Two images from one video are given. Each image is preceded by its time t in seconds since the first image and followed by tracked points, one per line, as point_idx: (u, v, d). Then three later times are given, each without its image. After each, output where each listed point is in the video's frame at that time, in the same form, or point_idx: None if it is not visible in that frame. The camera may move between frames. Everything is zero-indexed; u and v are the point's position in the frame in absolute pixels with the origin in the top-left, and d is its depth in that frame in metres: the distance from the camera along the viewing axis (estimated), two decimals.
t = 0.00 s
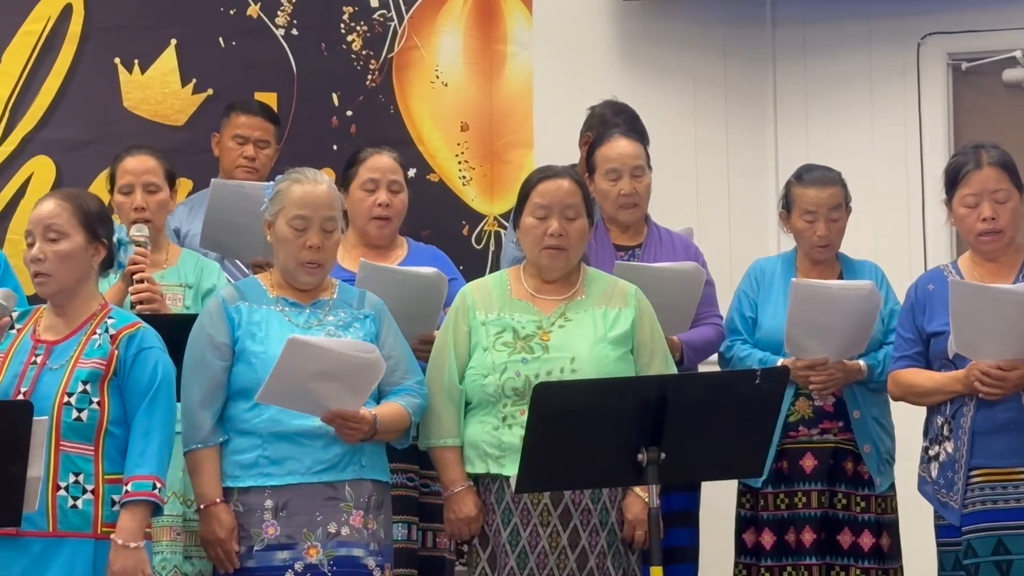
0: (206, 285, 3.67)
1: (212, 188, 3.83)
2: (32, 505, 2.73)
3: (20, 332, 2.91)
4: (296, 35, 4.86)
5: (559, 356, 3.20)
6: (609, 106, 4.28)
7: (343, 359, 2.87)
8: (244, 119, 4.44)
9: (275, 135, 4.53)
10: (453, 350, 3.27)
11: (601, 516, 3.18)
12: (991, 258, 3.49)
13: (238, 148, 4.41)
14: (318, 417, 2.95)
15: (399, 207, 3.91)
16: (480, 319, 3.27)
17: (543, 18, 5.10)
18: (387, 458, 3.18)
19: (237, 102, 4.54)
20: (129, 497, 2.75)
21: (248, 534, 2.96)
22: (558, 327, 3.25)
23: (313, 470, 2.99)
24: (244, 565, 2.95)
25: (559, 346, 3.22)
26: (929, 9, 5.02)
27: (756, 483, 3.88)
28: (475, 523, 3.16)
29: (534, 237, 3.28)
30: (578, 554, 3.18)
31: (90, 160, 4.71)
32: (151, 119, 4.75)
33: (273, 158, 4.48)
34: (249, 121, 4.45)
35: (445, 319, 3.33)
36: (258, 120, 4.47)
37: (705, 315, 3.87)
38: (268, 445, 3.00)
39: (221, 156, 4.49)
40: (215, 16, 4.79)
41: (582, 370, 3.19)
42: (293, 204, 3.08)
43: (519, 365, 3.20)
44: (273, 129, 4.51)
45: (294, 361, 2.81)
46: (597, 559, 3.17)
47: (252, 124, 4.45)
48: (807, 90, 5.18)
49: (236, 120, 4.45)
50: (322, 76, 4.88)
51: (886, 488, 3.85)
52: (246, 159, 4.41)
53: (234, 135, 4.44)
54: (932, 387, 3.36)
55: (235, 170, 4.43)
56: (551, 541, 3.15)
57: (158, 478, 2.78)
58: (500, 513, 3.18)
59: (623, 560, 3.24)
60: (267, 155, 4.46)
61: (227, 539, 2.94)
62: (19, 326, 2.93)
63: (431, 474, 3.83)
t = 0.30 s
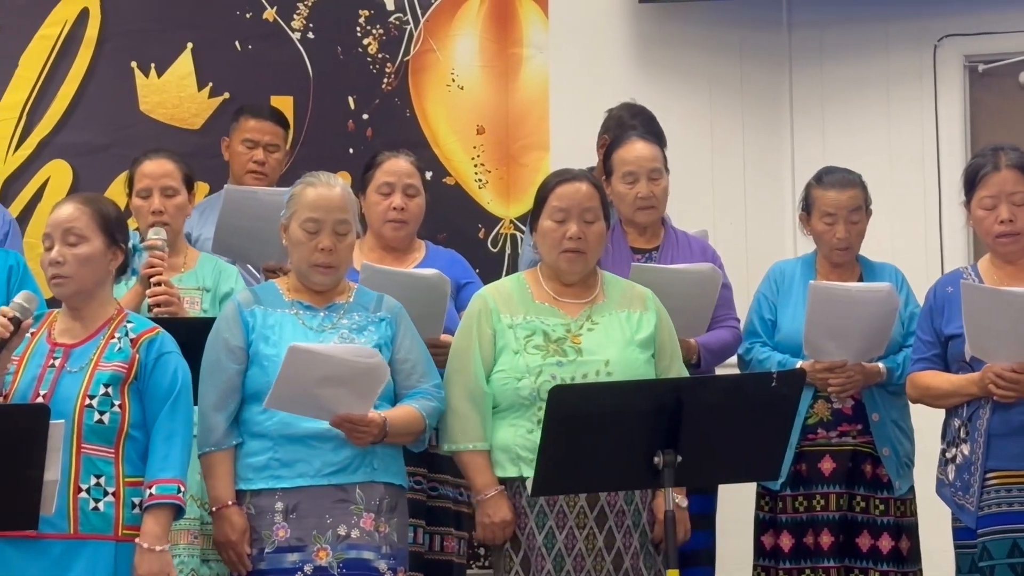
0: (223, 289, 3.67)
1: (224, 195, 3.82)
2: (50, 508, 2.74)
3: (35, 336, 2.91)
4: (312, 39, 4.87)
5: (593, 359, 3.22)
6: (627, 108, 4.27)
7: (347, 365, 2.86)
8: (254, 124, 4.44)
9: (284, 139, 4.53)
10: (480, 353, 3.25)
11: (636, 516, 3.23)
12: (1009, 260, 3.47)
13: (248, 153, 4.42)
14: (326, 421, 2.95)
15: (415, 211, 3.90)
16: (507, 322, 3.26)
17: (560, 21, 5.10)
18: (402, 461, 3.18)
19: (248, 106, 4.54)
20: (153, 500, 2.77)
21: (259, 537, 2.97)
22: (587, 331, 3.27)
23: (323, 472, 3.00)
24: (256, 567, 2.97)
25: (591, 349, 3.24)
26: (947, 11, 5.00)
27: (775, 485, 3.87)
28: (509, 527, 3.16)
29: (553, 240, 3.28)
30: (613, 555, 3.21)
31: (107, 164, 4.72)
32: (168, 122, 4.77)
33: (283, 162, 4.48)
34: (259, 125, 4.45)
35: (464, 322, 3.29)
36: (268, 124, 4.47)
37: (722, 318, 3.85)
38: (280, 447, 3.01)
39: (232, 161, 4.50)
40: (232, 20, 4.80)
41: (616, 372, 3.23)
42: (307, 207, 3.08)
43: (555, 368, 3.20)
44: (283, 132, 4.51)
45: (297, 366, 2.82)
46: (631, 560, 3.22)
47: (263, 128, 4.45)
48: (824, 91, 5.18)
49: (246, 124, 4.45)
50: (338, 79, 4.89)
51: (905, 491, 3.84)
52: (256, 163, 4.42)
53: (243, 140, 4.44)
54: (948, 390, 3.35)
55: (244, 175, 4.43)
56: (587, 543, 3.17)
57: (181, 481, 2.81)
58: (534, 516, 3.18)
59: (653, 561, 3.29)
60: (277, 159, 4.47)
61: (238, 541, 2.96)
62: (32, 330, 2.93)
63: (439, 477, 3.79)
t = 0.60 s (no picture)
0: (241, 292, 3.69)
1: (237, 202, 3.80)
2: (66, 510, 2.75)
3: (45, 338, 2.92)
4: (327, 42, 4.87)
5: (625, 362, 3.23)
6: (637, 111, 4.27)
7: (346, 370, 2.83)
8: (263, 127, 4.45)
9: (293, 141, 4.53)
10: (508, 356, 3.22)
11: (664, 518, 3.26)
12: None
13: (256, 156, 4.42)
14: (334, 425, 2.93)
15: (428, 214, 3.90)
16: (534, 325, 3.25)
17: (573, 24, 5.15)
18: (417, 464, 3.18)
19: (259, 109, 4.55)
20: (180, 501, 2.82)
21: (270, 539, 2.98)
22: (613, 334, 3.28)
23: (333, 475, 2.99)
24: (268, 569, 2.98)
25: (620, 352, 3.26)
26: (963, 12, 5.00)
27: (790, 488, 3.86)
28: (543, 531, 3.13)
29: (569, 244, 3.28)
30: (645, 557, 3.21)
31: (123, 167, 4.73)
32: (183, 125, 4.77)
33: (291, 165, 4.48)
34: (267, 128, 4.45)
35: (485, 325, 3.25)
36: (277, 127, 4.47)
37: (738, 320, 3.89)
38: (291, 449, 3.01)
39: (240, 164, 4.50)
40: (247, 23, 4.81)
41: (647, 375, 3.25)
42: (320, 209, 3.09)
43: (589, 370, 3.20)
44: (292, 135, 4.51)
45: (296, 374, 2.80)
46: (662, 561, 3.24)
47: (271, 131, 4.46)
48: (839, 94, 5.16)
49: (255, 127, 4.46)
50: (353, 82, 4.89)
51: (920, 493, 3.82)
52: (265, 166, 4.42)
53: (251, 143, 4.44)
54: (966, 392, 3.33)
55: (253, 179, 4.44)
56: (621, 545, 3.17)
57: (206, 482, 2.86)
58: (568, 518, 3.17)
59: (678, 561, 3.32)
60: (286, 162, 4.47)
61: (250, 543, 2.96)
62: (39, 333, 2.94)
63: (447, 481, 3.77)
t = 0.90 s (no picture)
0: (258, 296, 3.70)
1: (249, 207, 3.79)
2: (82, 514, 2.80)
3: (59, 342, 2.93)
4: (342, 46, 4.87)
5: (644, 365, 3.24)
6: (644, 114, 4.26)
7: (370, 373, 2.83)
8: (273, 130, 4.45)
9: (303, 145, 4.53)
10: (526, 359, 3.22)
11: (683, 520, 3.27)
12: None
13: (267, 159, 4.43)
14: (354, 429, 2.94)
15: (442, 217, 3.90)
16: (552, 329, 3.25)
17: (589, 26, 5.07)
18: (433, 467, 3.18)
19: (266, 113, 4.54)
20: (205, 503, 2.89)
21: (287, 543, 2.98)
22: (631, 337, 3.29)
23: (351, 478, 3.00)
24: (285, 572, 2.98)
25: (639, 355, 3.27)
26: (978, 15, 5.00)
27: (803, 491, 3.86)
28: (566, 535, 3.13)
29: (584, 248, 3.28)
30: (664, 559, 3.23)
31: (139, 171, 4.73)
32: (199, 129, 4.77)
33: (301, 168, 4.49)
34: (277, 131, 4.46)
35: (501, 328, 3.24)
36: (287, 130, 4.47)
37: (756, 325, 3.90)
38: (308, 453, 3.02)
39: (249, 167, 4.51)
40: (262, 26, 4.81)
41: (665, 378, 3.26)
42: (338, 212, 3.10)
43: (609, 373, 3.21)
44: (302, 138, 4.51)
45: (321, 377, 2.79)
46: (681, 564, 3.24)
47: (281, 134, 4.46)
48: (854, 97, 5.19)
49: (265, 131, 4.46)
50: (368, 86, 4.89)
51: (934, 496, 3.81)
52: (274, 170, 4.43)
53: (262, 147, 4.45)
54: (984, 395, 3.33)
55: (264, 182, 4.45)
56: (640, 547, 3.19)
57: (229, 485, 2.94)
58: (587, 522, 3.18)
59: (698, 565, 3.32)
60: (295, 165, 4.47)
61: (267, 547, 2.97)
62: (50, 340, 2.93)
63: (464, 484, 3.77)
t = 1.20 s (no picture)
0: (271, 298, 3.69)
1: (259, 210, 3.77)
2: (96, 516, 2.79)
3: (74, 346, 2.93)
4: (357, 48, 4.87)
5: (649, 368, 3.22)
6: (654, 117, 4.24)
7: (416, 359, 2.85)
8: (282, 133, 4.45)
9: (313, 147, 4.54)
10: (533, 361, 3.22)
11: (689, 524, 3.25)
12: None
13: (276, 162, 4.43)
14: (388, 420, 2.96)
15: (455, 219, 3.91)
16: (560, 331, 3.25)
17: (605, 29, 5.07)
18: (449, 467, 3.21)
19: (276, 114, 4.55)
20: (229, 504, 2.92)
21: (308, 545, 3.02)
22: (640, 340, 3.27)
23: (373, 482, 3.04)
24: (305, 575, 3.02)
25: (646, 357, 3.25)
26: (992, 17, 5.01)
27: (816, 493, 3.86)
28: (568, 536, 3.15)
29: (595, 251, 3.28)
30: (669, 564, 3.21)
31: (154, 173, 4.73)
32: (214, 132, 4.77)
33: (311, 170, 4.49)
34: (288, 134, 4.46)
35: (513, 329, 3.26)
36: (297, 133, 4.48)
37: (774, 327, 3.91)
38: (329, 456, 3.06)
39: (259, 170, 4.51)
40: (277, 29, 4.81)
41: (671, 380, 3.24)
42: (357, 211, 3.16)
43: (613, 377, 3.20)
44: (312, 141, 4.51)
45: (369, 365, 2.80)
46: (687, 567, 3.22)
47: (291, 137, 4.46)
48: (869, 99, 5.19)
49: (274, 134, 4.46)
50: (383, 89, 4.89)
51: (947, 498, 3.80)
52: (284, 172, 4.43)
53: (271, 149, 4.45)
54: (998, 397, 3.33)
55: (273, 184, 4.45)
56: (643, 550, 3.17)
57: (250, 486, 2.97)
58: (590, 524, 3.18)
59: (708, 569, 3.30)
60: (305, 168, 4.48)
61: (287, 550, 3.02)
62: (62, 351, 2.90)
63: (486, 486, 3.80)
